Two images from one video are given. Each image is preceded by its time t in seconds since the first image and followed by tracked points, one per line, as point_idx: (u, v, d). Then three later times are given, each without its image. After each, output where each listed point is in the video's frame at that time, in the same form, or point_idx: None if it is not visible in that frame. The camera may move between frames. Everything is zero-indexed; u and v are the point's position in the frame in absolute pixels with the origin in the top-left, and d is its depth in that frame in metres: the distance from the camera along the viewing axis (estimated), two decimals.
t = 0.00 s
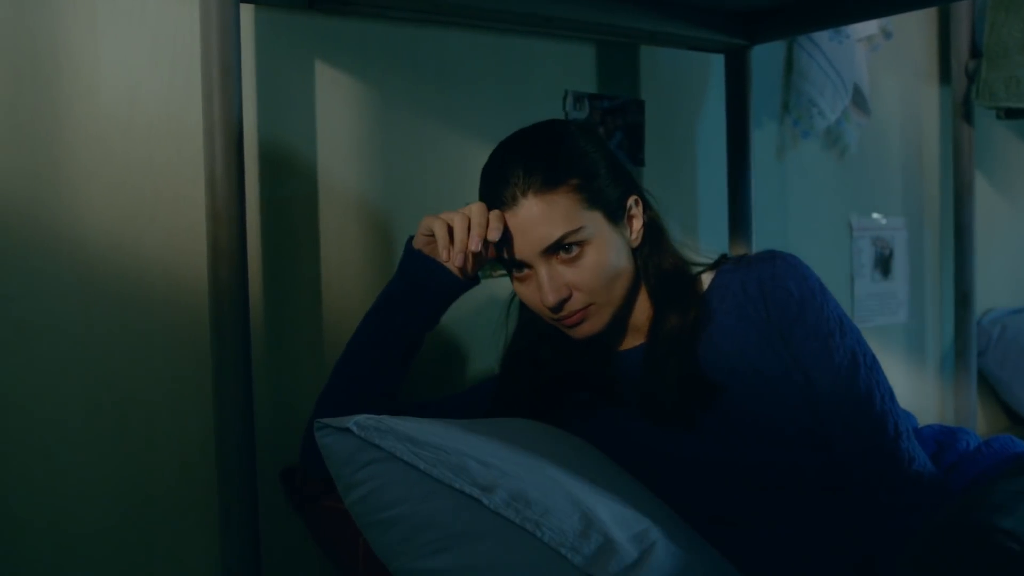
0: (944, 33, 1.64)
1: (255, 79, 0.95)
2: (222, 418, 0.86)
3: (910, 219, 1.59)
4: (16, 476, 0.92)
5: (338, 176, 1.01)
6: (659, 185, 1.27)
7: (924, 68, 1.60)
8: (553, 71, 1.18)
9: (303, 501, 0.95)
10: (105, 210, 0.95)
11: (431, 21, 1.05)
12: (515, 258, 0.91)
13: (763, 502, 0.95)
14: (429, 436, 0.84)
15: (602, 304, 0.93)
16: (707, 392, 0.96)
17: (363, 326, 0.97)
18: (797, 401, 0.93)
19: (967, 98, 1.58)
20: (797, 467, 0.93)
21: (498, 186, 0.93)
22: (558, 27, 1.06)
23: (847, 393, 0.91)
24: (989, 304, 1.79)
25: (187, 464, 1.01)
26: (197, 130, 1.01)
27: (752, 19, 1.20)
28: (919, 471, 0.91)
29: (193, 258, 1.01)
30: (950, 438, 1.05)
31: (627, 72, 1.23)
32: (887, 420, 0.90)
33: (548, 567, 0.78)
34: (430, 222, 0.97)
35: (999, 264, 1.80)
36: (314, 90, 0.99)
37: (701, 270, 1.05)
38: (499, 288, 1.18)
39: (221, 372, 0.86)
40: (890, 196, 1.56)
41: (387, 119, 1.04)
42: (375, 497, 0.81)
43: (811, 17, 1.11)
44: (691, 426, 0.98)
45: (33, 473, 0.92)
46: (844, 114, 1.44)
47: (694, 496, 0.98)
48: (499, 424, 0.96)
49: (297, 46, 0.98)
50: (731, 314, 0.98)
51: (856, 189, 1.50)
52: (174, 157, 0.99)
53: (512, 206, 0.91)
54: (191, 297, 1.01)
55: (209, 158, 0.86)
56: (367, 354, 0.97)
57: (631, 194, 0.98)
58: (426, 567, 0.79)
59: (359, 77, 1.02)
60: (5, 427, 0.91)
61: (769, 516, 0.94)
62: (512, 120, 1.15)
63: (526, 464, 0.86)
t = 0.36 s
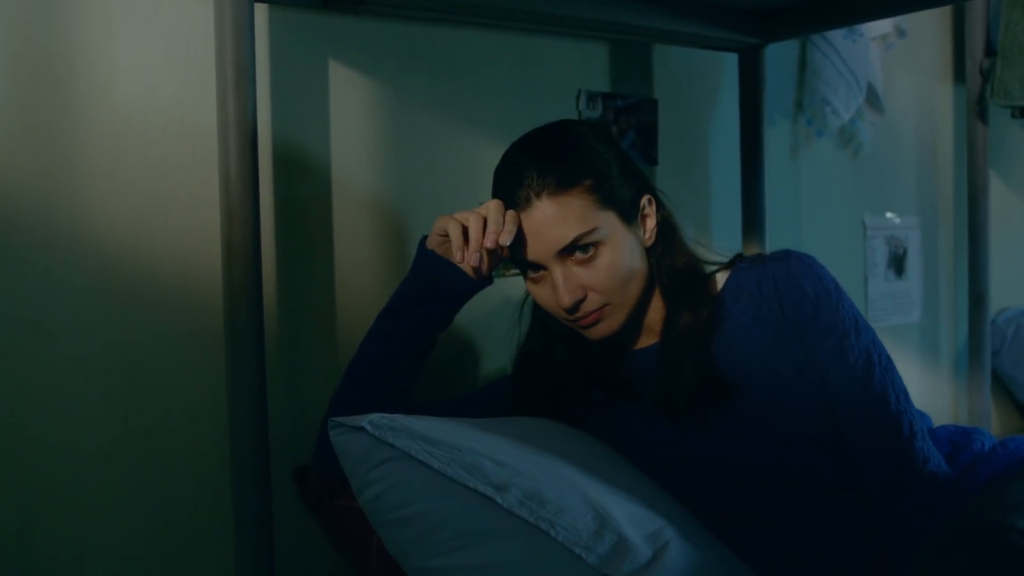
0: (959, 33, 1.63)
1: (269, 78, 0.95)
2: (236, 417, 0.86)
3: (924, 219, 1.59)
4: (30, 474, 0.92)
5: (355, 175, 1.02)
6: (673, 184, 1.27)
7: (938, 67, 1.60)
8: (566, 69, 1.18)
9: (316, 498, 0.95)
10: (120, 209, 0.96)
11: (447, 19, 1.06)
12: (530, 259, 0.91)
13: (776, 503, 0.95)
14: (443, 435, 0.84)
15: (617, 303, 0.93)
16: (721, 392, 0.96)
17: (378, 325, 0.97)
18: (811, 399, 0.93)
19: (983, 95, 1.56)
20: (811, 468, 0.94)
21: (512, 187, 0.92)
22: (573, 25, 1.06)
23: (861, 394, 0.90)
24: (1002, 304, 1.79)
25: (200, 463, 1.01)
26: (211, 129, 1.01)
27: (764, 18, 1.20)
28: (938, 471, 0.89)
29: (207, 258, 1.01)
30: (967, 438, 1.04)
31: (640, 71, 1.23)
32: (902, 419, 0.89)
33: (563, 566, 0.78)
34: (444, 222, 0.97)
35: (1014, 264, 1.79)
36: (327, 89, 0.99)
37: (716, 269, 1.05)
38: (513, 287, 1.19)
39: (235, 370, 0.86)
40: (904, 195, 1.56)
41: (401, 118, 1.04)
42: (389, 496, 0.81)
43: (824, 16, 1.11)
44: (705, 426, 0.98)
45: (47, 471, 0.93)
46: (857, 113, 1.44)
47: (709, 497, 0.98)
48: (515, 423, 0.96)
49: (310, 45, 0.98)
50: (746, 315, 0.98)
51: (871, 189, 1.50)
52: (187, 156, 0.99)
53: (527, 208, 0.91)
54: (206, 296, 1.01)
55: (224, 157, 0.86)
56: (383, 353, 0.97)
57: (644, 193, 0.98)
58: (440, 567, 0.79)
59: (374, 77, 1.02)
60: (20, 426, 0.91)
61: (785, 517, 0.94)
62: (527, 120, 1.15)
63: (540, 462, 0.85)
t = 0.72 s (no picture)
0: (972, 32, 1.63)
1: (281, 77, 0.95)
2: (249, 416, 0.86)
3: (937, 219, 1.59)
4: (44, 472, 0.92)
5: (368, 175, 1.02)
6: (684, 184, 1.27)
7: (951, 67, 1.59)
8: (578, 69, 1.17)
9: (327, 497, 0.95)
10: (133, 208, 0.96)
11: (459, 20, 1.05)
12: (544, 259, 0.91)
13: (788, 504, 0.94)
14: (455, 434, 0.83)
15: (631, 303, 0.93)
16: (734, 392, 0.96)
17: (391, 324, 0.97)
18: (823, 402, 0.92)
19: (996, 95, 1.55)
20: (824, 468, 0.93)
21: (524, 187, 0.92)
22: (586, 24, 1.06)
23: (874, 394, 0.89)
24: (1013, 304, 1.78)
25: (212, 462, 1.02)
26: (224, 129, 1.01)
27: (776, 17, 1.20)
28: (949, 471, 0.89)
29: (220, 257, 1.01)
30: (980, 439, 1.04)
31: (652, 70, 1.23)
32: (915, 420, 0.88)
33: (577, 566, 0.78)
34: (456, 223, 0.97)
35: None
36: (340, 88, 0.99)
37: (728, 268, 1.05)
38: (525, 286, 1.19)
39: (247, 370, 0.86)
40: (917, 195, 1.55)
41: (413, 118, 1.04)
42: (402, 496, 0.81)
43: (836, 16, 1.11)
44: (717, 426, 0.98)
45: (62, 470, 0.93)
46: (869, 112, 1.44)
47: (721, 497, 0.98)
48: (527, 422, 0.96)
49: (322, 45, 0.98)
50: (759, 314, 0.98)
51: (883, 189, 1.50)
52: (200, 156, 0.99)
53: (540, 208, 0.91)
54: (219, 295, 1.01)
55: (238, 156, 0.86)
56: (397, 352, 0.97)
57: (657, 193, 0.98)
58: (453, 565, 0.79)
59: (386, 76, 1.02)
60: (34, 424, 0.92)
61: (797, 516, 0.94)
62: (539, 119, 1.15)
63: (553, 461, 0.85)
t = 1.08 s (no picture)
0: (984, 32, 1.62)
1: (293, 78, 0.95)
2: (261, 416, 0.87)
3: (947, 219, 1.58)
4: (57, 470, 0.93)
5: (380, 175, 1.02)
6: (694, 183, 1.27)
7: (962, 67, 1.59)
8: (588, 69, 1.17)
9: (339, 497, 0.95)
10: (145, 208, 0.96)
11: (470, 20, 1.05)
12: (555, 259, 0.91)
13: (797, 504, 0.95)
14: (467, 434, 0.83)
15: (641, 303, 0.93)
16: (745, 392, 0.95)
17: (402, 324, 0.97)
18: (835, 401, 0.93)
19: (1008, 94, 1.54)
20: (833, 468, 0.93)
21: (536, 188, 0.92)
22: (597, 25, 1.06)
23: (885, 394, 0.89)
24: None
25: (224, 462, 1.02)
26: (235, 129, 1.01)
27: (786, 16, 1.20)
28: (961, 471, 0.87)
29: (231, 257, 1.01)
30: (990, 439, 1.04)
31: (661, 69, 1.23)
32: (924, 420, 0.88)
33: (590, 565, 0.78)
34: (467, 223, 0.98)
35: None
36: (351, 89, 0.99)
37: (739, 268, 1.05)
38: (535, 286, 1.19)
39: (260, 369, 0.86)
40: (928, 195, 1.55)
41: (423, 118, 1.04)
42: (413, 496, 0.81)
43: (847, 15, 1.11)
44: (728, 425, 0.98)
45: (74, 468, 0.94)
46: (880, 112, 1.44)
47: (731, 497, 0.98)
48: (539, 423, 0.96)
49: (333, 46, 0.98)
50: (769, 314, 0.98)
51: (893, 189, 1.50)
52: (212, 157, 1.00)
53: (551, 209, 0.91)
54: (231, 295, 1.01)
55: (250, 156, 0.87)
56: (409, 353, 0.97)
57: (667, 192, 0.98)
58: (465, 565, 0.79)
59: (398, 77, 1.02)
60: (47, 423, 0.92)
61: (807, 516, 0.94)
62: (550, 120, 1.15)
63: (564, 461, 0.85)
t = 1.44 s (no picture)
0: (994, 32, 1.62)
1: (304, 78, 0.95)
2: (272, 415, 0.87)
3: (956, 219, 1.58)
4: (69, 468, 0.93)
5: (390, 175, 1.02)
6: (703, 183, 1.27)
7: (972, 66, 1.58)
8: (597, 69, 1.17)
9: (348, 496, 0.95)
10: (156, 208, 0.96)
11: (481, 20, 1.06)
12: (564, 259, 0.91)
13: (807, 504, 0.94)
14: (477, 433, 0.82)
15: (651, 303, 0.92)
16: (755, 392, 0.95)
17: (412, 324, 0.97)
18: (848, 400, 0.93)
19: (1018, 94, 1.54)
20: (843, 469, 0.93)
21: (545, 188, 0.92)
22: (608, 25, 1.06)
23: (896, 394, 0.89)
24: None
25: (233, 461, 1.02)
26: (246, 129, 1.02)
27: (795, 16, 1.20)
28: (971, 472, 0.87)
29: (242, 257, 1.02)
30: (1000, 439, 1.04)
31: (671, 69, 1.23)
32: (935, 420, 0.88)
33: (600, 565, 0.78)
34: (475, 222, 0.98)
35: None
36: (361, 89, 1.00)
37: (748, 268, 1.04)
38: (543, 286, 1.19)
39: (271, 368, 0.86)
40: (937, 194, 1.55)
41: (433, 119, 1.05)
42: (423, 495, 0.80)
43: (857, 15, 1.11)
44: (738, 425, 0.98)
45: (85, 466, 0.94)
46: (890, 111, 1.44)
47: (741, 497, 0.98)
48: (549, 422, 0.96)
49: (344, 47, 0.98)
50: (780, 314, 0.98)
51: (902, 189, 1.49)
52: (222, 156, 1.00)
53: (561, 208, 0.91)
54: (241, 294, 1.02)
55: (262, 155, 0.87)
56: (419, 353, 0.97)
57: (676, 193, 0.98)
58: (476, 564, 0.79)
59: (408, 77, 1.03)
60: (58, 421, 0.92)
61: (817, 516, 0.94)
62: (559, 119, 1.15)
63: (573, 460, 0.85)
